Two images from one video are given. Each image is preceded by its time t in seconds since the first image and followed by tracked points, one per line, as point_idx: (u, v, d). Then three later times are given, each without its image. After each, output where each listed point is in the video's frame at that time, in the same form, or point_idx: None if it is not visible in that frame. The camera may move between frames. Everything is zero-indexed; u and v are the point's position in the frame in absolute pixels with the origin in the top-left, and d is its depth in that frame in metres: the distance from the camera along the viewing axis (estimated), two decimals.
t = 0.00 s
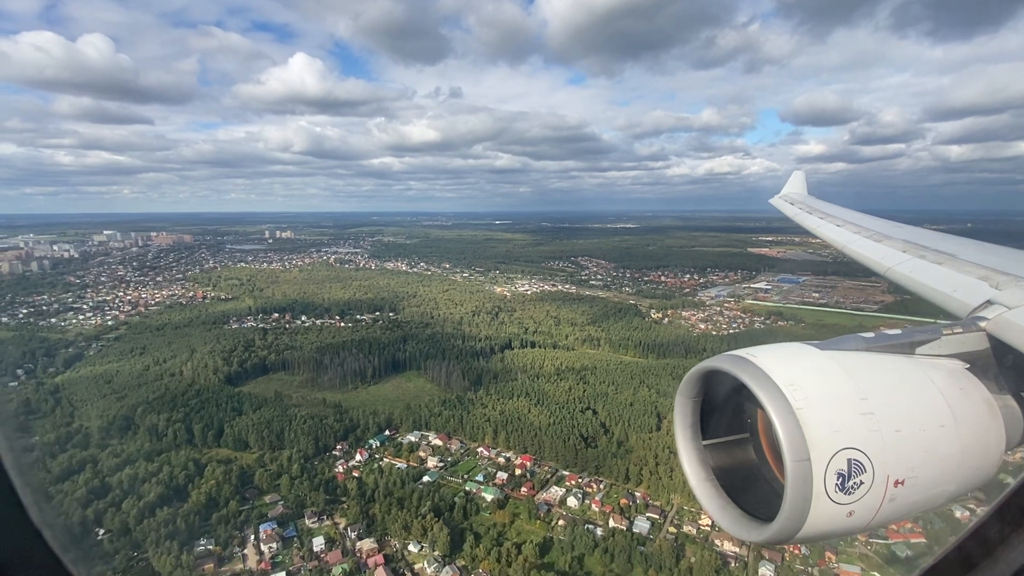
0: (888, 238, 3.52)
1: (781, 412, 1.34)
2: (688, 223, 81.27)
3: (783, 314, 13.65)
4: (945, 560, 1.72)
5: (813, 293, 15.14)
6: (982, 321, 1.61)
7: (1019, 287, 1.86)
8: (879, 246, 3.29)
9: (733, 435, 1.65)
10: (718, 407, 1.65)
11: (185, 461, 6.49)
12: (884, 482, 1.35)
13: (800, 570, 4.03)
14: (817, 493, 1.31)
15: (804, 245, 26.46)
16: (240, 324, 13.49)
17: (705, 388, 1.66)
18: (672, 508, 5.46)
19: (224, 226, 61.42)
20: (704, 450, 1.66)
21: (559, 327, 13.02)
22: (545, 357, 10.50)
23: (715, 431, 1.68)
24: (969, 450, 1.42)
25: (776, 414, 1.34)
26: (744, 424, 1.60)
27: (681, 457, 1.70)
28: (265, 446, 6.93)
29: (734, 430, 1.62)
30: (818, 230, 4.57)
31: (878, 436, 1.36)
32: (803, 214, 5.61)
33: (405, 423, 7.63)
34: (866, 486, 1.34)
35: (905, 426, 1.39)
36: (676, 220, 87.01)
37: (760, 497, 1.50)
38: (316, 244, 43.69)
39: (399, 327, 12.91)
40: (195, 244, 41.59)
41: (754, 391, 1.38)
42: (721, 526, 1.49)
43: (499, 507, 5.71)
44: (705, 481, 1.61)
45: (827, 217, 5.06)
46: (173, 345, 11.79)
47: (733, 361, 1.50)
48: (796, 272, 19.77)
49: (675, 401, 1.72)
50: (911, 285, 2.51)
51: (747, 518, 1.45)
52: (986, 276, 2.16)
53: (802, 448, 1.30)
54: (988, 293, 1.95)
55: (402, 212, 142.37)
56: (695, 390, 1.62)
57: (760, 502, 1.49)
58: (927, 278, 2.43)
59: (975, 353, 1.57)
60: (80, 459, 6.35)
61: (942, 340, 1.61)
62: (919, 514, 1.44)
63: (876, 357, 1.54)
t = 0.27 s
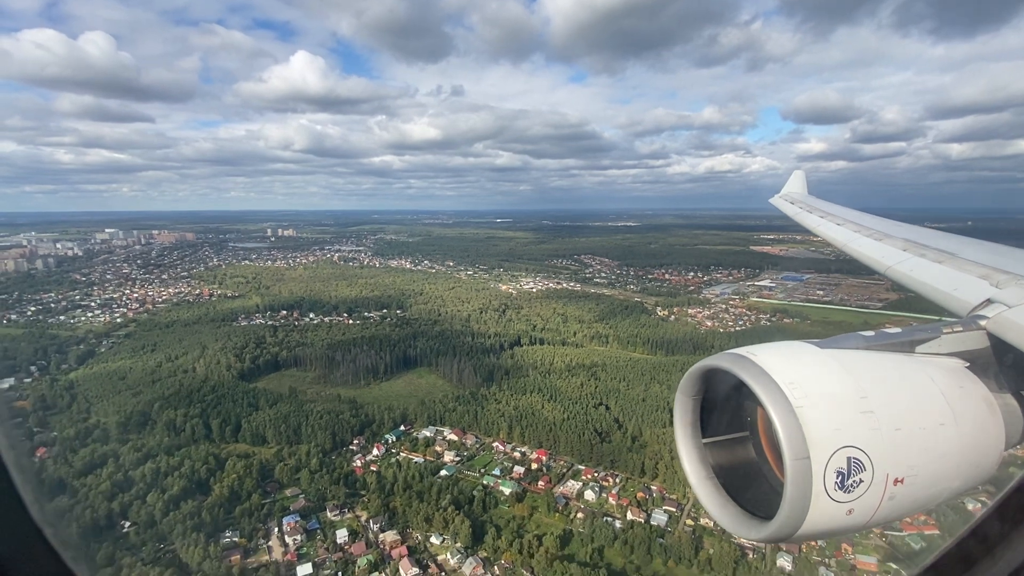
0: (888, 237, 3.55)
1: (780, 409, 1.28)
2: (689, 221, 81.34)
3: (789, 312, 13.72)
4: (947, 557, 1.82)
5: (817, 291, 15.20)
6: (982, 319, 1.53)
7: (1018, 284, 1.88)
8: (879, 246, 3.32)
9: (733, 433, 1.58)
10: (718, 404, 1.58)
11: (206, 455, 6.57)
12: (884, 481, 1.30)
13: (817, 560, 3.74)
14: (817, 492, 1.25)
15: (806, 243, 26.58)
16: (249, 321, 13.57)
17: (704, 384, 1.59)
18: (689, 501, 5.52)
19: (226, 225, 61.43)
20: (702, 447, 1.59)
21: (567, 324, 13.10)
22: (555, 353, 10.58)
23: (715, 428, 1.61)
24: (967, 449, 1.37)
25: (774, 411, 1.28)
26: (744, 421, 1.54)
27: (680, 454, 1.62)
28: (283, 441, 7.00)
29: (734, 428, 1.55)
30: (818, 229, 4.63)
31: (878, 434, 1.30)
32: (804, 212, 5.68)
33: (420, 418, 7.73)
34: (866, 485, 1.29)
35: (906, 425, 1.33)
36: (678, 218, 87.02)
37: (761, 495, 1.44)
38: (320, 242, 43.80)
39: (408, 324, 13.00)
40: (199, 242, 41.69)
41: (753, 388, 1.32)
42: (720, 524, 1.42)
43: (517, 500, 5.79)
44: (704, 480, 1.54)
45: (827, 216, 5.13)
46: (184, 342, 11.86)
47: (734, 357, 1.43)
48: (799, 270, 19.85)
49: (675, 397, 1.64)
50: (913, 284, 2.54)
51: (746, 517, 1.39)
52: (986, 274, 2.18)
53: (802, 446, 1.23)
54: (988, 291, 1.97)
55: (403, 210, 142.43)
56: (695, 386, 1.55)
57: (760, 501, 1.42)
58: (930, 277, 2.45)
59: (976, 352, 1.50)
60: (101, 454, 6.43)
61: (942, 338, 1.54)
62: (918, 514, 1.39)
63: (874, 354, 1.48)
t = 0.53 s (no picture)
0: (886, 237, 3.64)
1: (781, 409, 1.30)
2: (691, 220, 81.47)
3: (794, 309, 13.79)
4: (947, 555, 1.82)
5: (822, 289, 15.27)
6: (983, 318, 1.58)
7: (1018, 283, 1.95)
8: (880, 245, 3.41)
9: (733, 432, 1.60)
10: (718, 404, 1.60)
11: (226, 450, 6.65)
12: (884, 480, 1.32)
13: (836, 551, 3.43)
14: (817, 490, 1.27)
15: (809, 241, 26.68)
16: (257, 319, 13.63)
17: (704, 384, 1.62)
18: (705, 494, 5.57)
19: (228, 224, 61.49)
20: (703, 446, 1.61)
21: (574, 322, 13.17)
22: (564, 350, 10.66)
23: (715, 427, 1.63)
24: (967, 448, 1.39)
25: (776, 411, 1.30)
26: (744, 421, 1.55)
27: (680, 453, 1.65)
28: (300, 436, 7.08)
29: (733, 427, 1.57)
30: (819, 228, 4.73)
31: (877, 433, 1.32)
32: (803, 211, 5.80)
33: (435, 414, 7.81)
34: (866, 483, 1.31)
35: (905, 424, 1.35)
36: (679, 217, 87.12)
37: (760, 493, 1.46)
38: (323, 241, 43.90)
39: (417, 321, 13.08)
40: (203, 241, 41.79)
41: (754, 388, 1.35)
42: (720, 522, 1.44)
43: (536, 493, 5.87)
44: (704, 478, 1.56)
45: (827, 215, 5.26)
46: (195, 339, 11.91)
47: (734, 357, 1.46)
48: (803, 268, 19.95)
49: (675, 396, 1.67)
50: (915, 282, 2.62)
51: (746, 515, 1.41)
52: (987, 273, 2.25)
53: (803, 445, 1.26)
54: (990, 289, 2.04)
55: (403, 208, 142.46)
56: (695, 385, 1.58)
57: (761, 499, 1.44)
58: (931, 276, 2.53)
59: (976, 351, 1.53)
60: (122, 449, 6.51)
61: (943, 337, 1.56)
62: (919, 512, 1.40)
63: (874, 353, 1.50)
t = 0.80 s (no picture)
0: (888, 237, 3.67)
1: (781, 409, 1.29)
2: (693, 218, 81.55)
3: (800, 307, 13.84)
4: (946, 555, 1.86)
5: (826, 286, 15.32)
6: (984, 319, 1.55)
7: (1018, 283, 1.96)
8: (880, 244, 3.44)
9: (732, 431, 1.58)
10: (719, 403, 1.59)
11: (246, 445, 6.73)
12: (884, 479, 1.30)
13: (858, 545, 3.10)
14: (817, 491, 1.26)
15: (813, 238, 26.76)
16: (266, 317, 13.71)
17: (705, 382, 1.59)
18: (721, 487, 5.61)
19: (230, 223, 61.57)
20: (701, 445, 1.59)
21: (582, 319, 13.24)
22: (573, 347, 10.72)
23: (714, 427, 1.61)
24: (969, 448, 1.36)
25: (775, 410, 1.29)
26: (744, 420, 1.54)
27: (678, 452, 1.62)
28: (317, 432, 7.15)
29: (734, 426, 1.55)
30: (821, 227, 4.79)
31: (877, 433, 1.31)
32: (804, 210, 5.87)
33: (449, 410, 7.88)
34: (866, 483, 1.29)
35: (905, 423, 1.33)
36: (681, 215, 87.14)
37: (761, 493, 1.44)
38: (327, 240, 44.00)
39: (426, 319, 13.16)
40: (207, 240, 41.93)
41: (754, 387, 1.33)
42: (721, 522, 1.42)
43: (553, 488, 5.95)
44: (703, 478, 1.54)
45: (828, 214, 5.33)
46: (206, 338, 11.99)
47: (735, 357, 1.44)
48: (807, 266, 20.00)
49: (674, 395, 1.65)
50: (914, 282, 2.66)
51: (747, 514, 1.40)
52: (988, 273, 2.28)
53: (802, 444, 1.25)
54: (991, 289, 2.06)
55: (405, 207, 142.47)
56: (696, 384, 1.56)
57: (762, 499, 1.43)
58: (932, 276, 2.55)
59: (977, 351, 1.50)
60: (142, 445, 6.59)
61: (942, 336, 1.52)
62: (921, 512, 1.39)
63: (874, 351, 1.48)
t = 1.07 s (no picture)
0: (889, 237, 3.74)
1: (783, 410, 1.32)
2: (694, 216, 81.64)
3: (807, 304, 13.89)
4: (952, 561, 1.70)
5: (831, 284, 15.40)
6: (986, 321, 1.60)
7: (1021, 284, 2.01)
8: (881, 245, 3.50)
9: (734, 432, 1.63)
10: (720, 405, 1.64)
11: (266, 441, 6.80)
12: (886, 480, 1.33)
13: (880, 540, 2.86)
14: (818, 491, 1.29)
15: (816, 237, 26.88)
16: (275, 315, 13.80)
17: (707, 384, 1.65)
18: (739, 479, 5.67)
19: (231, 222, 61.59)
20: (704, 446, 1.64)
21: (590, 317, 13.32)
22: (582, 344, 10.80)
23: (716, 428, 1.66)
24: (969, 448, 1.39)
25: (778, 412, 1.32)
26: (745, 422, 1.59)
27: (681, 453, 1.68)
28: (334, 428, 7.23)
29: (735, 427, 1.60)
30: (821, 228, 4.88)
31: (878, 433, 1.34)
32: (805, 211, 5.97)
33: (463, 406, 7.97)
34: (868, 484, 1.32)
35: (906, 425, 1.36)
36: (683, 214, 87.22)
37: (761, 494, 1.49)
38: (330, 239, 44.02)
39: (434, 317, 13.24)
40: (210, 239, 41.97)
41: (756, 389, 1.37)
42: (722, 522, 1.48)
43: (571, 481, 6.02)
44: (705, 478, 1.59)
45: (828, 214, 5.43)
46: (217, 336, 12.05)
47: (736, 358, 1.48)
48: (810, 264, 20.09)
49: (677, 396, 1.70)
50: (914, 282, 2.72)
51: (746, 514, 1.45)
52: (987, 274, 2.34)
53: (804, 445, 1.28)
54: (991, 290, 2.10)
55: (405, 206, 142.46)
56: (698, 385, 1.61)
57: (762, 500, 1.48)
58: (932, 276, 2.61)
59: (979, 352, 1.54)
60: (162, 440, 6.66)
61: (944, 337, 1.57)
62: (922, 513, 1.42)
63: (876, 353, 1.51)
